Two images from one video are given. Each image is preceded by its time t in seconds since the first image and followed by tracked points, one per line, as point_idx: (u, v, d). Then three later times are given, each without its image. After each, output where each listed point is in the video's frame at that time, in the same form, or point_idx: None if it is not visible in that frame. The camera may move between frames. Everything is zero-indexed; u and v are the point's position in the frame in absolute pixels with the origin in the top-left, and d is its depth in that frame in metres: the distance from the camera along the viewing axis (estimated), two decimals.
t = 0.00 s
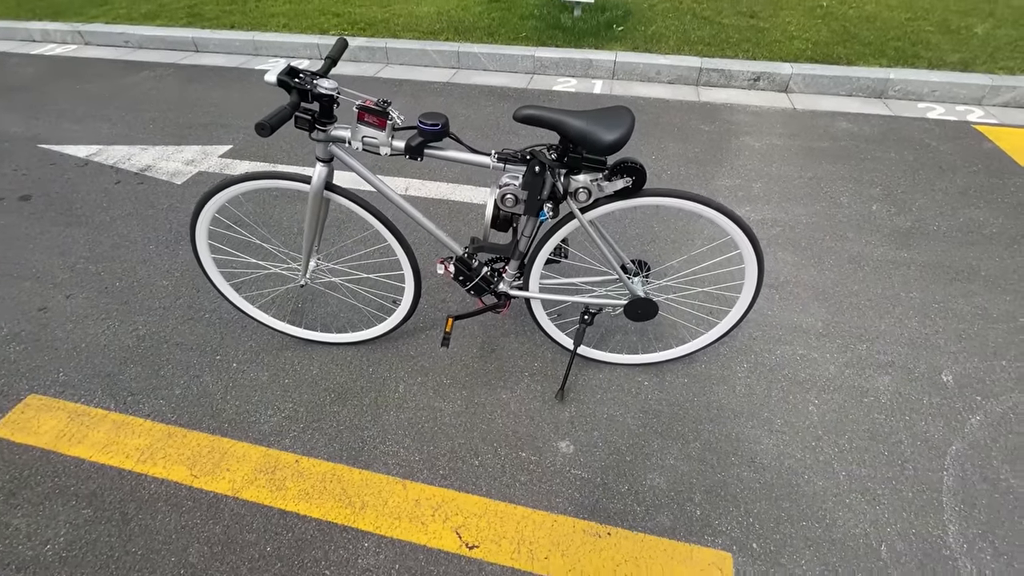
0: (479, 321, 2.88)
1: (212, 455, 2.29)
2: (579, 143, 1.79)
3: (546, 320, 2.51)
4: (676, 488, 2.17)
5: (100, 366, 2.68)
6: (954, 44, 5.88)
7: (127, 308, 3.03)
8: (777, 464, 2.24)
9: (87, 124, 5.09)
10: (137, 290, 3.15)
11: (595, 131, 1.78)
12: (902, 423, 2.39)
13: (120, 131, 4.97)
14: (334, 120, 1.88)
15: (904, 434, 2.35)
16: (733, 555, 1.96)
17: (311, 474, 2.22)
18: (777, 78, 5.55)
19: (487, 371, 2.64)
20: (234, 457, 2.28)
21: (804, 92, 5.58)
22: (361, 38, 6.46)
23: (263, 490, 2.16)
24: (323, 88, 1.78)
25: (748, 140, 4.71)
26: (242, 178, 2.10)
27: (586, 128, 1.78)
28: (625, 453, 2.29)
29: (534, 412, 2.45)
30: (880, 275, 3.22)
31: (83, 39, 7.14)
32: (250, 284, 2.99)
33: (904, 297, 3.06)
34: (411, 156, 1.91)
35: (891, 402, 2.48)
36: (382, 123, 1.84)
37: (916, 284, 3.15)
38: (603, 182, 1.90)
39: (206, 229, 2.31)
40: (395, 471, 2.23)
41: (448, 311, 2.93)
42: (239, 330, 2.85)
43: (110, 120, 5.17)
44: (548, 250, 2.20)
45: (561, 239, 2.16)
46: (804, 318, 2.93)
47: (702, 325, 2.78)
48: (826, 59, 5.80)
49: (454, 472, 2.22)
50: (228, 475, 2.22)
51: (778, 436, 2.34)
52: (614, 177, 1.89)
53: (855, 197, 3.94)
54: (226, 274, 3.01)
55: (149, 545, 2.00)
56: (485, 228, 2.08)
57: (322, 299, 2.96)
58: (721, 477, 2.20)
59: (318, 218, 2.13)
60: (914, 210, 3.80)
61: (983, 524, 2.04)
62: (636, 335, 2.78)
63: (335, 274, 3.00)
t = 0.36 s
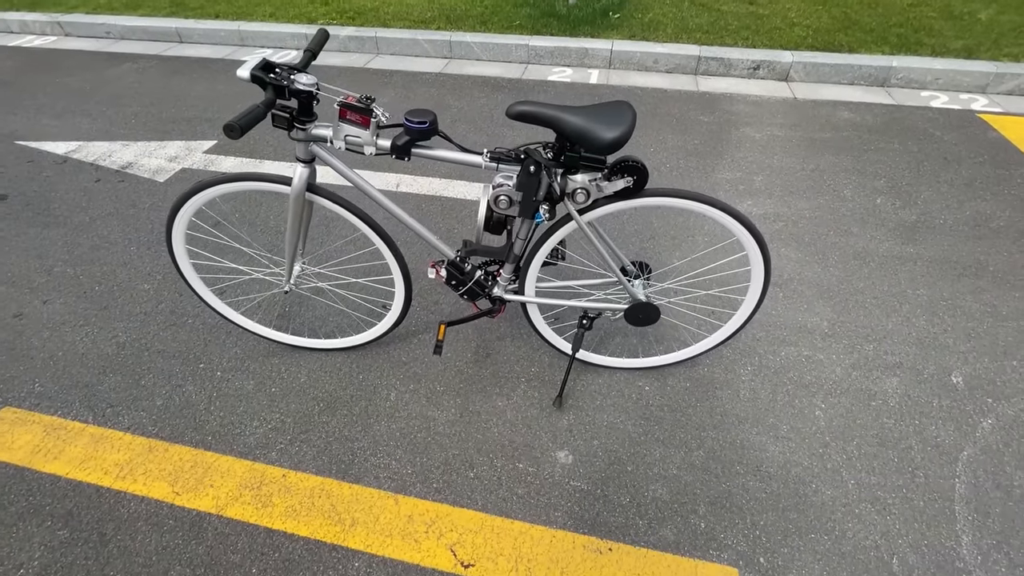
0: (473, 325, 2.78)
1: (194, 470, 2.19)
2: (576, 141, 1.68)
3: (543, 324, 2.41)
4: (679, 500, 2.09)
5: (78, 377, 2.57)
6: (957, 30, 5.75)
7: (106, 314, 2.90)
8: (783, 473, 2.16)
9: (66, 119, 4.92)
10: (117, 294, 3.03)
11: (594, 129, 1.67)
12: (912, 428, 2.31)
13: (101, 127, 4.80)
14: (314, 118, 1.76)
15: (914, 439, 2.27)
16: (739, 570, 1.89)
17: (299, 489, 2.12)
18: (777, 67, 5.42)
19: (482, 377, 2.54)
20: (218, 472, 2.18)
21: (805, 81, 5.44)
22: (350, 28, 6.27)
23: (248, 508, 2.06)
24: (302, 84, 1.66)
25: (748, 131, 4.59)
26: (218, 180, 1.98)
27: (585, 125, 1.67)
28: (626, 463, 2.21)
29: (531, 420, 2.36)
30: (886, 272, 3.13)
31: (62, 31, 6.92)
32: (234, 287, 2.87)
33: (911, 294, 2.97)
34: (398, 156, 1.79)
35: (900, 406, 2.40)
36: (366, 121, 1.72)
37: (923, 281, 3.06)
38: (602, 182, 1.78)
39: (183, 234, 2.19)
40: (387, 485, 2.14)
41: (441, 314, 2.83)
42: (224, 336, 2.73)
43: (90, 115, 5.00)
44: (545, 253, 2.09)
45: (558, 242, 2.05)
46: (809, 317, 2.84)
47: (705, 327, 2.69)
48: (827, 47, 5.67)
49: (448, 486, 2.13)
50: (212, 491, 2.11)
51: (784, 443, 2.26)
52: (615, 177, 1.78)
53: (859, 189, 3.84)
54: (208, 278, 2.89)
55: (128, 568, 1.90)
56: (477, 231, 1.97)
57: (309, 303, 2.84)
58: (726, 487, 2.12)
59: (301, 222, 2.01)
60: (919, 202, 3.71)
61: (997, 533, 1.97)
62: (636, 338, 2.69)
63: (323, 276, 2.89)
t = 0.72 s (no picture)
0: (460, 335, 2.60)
1: (160, 500, 2.04)
2: (565, 148, 1.48)
3: (533, 339, 2.24)
4: (680, 531, 1.94)
5: (38, 395, 2.40)
6: (977, 5, 5.43)
7: (71, 325, 2.73)
8: (791, 501, 2.02)
9: (35, 108, 4.66)
10: (82, 303, 2.85)
11: (585, 135, 1.46)
12: (930, 449, 2.16)
13: (72, 116, 4.55)
14: (268, 123, 1.55)
15: (931, 462, 2.12)
16: None
17: (271, 522, 1.98)
18: (786, 47, 5.13)
19: (469, 394, 2.37)
20: (185, 503, 2.04)
21: (814, 62, 5.16)
22: (335, 6, 5.94)
23: (216, 543, 1.92)
24: (250, 85, 1.45)
25: (755, 117, 4.34)
26: (170, 191, 1.78)
27: (575, 130, 1.46)
28: (623, 490, 2.06)
29: (521, 442, 2.20)
30: (901, 272, 2.94)
31: (33, 11, 6.58)
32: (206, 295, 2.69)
33: (927, 298, 2.79)
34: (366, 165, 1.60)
35: (916, 423, 2.24)
36: (327, 126, 1.52)
37: (940, 283, 2.88)
38: (596, 193, 1.59)
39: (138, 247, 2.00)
40: (366, 516, 1.99)
41: (426, 323, 2.65)
42: (195, 350, 2.56)
43: (61, 103, 4.74)
44: (534, 266, 1.90)
45: (548, 255, 1.86)
46: (819, 324, 2.66)
47: (708, 336, 2.51)
48: (838, 24, 5.36)
49: (431, 517, 1.99)
50: (178, 524, 1.97)
51: (792, 467, 2.11)
52: (610, 188, 1.58)
53: (872, 181, 3.63)
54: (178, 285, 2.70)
55: None
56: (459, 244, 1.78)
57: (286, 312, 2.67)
58: (730, 517, 1.97)
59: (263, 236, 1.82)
60: (936, 195, 3.50)
61: (1022, 569, 1.83)
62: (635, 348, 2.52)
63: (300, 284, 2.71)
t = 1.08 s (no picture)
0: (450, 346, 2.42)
1: (129, 537, 1.91)
2: (561, 163, 1.27)
3: (528, 356, 2.06)
4: (686, 567, 1.81)
5: None
6: None
7: (34, 338, 2.54)
8: (805, 531, 1.88)
9: None
10: (45, 312, 2.65)
11: (585, 148, 1.25)
12: (954, 471, 2.01)
13: (35, 100, 4.25)
14: (215, 134, 1.34)
15: (955, 486, 1.98)
16: None
17: (248, 560, 1.85)
18: (799, 16, 4.78)
19: (460, 413, 2.21)
20: (156, 539, 1.90)
21: (830, 32, 4.82)
22: None
23: None
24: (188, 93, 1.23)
25: (766, 96, 4.05)
26: (113, 208, 1.57)
27: (573, 142, 1.25)
28: (625, 521, 1.92)
29: (516, 467, 2.05)
30: (922, 270, 2.74)
31: None
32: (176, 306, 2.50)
33: (951, 299, 2.61)
34: (331, 181, 1.39)
35: (940, 442, 2.09)
36: (283, 139, 1.31)
37: (964, 282, 2.69)
38: (597, 212, 1.38)
39: (87, 267, 1.81)
40: (350, 553, 1.86)
41: (414, 333, 2.46)
42: (165, 365, 2.38)
43: (23, 86, 4.43)
44: (528, 285, 1.71)
45: (543, 274, 1.67)
46: (835, 330, 2.48)
47: (717, 347, 2.34)
48: None
49: (420, 554, 1.85)
50: (148, 564, 1.84)
51: (807, 493, 1.97)
52: (613, 205, 1.37)
53: (891, 167, 3.39)
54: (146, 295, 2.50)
55: None
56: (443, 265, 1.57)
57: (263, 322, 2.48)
58: (740, 550, 1.84)
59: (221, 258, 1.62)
60: (959, 182, 3.27)
61: None
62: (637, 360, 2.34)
63: (278, 291, 2.51)
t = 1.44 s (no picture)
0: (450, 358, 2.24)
1: None
2: (584, 169, 1.09)
3: (537, 371, 1.89)
4: None
5: None
6: None
7: None
8: (838, 551, 1.76)
9: None
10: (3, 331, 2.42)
11: (614, 152, 1.08)
12: (990, 479, 1.90)
13: None
14: (171, 144, 1.15)
15: (993, 495, 1.87)
16: None
17: None
18: None
19: (464, 433, 2.04)
20: None
21: (833, 5, 4.61)
22: None
23: None
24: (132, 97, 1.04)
25: (770, 75, 3.85)
26: (60, 229, 1.36)
27: (599, 146, 1.08)
28: (647, 547, 1.79)
29: (527, 491, 1.90)
30: (944, 260, 2.61)
31: None
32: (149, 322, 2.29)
33: (975, 291, 2.48)
34: (314, 195, 1.19)
35: (974, 448, 1.98)
36: (252, 147, 1.11)
37: (988, 272, 2.56)
38: (623, 223, 1.20)
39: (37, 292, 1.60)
40: None
41: (410, 345, 2.28)
42: (139, 389, 2.18)
43: None
44: (539, 301, 1.53)
45: (557, 288, 1.49)
46: (858, 327, 2.33)
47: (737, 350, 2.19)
48: None
49: None
50: None
51: (838, 509, 1.85)
52: (641, 215, 1.19)
53: (904, 148, 3.24)
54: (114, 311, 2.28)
55: None
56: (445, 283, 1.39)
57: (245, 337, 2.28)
58: None
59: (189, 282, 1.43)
60: (975, 164, 3.13)
61: None
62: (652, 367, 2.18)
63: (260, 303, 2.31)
